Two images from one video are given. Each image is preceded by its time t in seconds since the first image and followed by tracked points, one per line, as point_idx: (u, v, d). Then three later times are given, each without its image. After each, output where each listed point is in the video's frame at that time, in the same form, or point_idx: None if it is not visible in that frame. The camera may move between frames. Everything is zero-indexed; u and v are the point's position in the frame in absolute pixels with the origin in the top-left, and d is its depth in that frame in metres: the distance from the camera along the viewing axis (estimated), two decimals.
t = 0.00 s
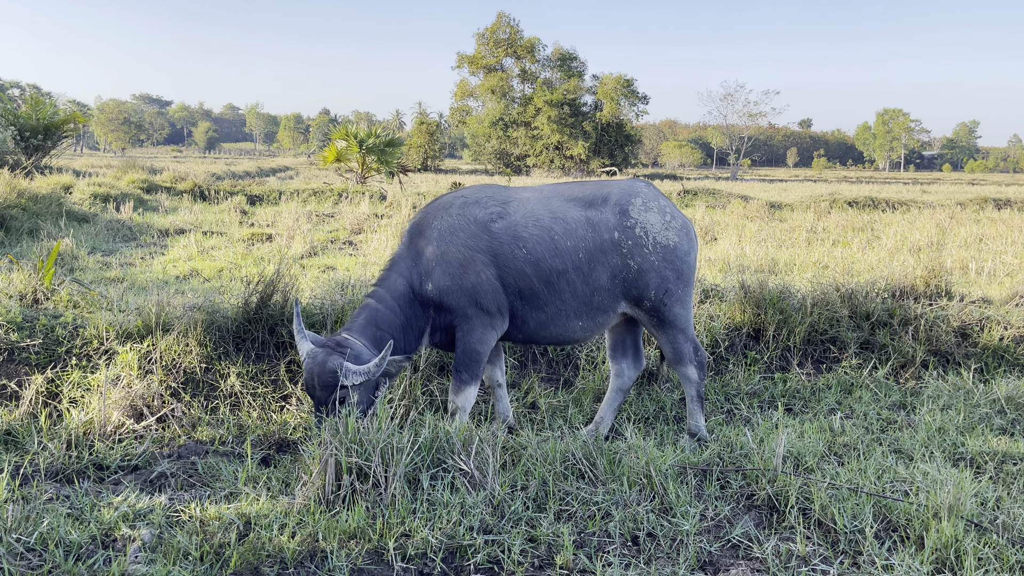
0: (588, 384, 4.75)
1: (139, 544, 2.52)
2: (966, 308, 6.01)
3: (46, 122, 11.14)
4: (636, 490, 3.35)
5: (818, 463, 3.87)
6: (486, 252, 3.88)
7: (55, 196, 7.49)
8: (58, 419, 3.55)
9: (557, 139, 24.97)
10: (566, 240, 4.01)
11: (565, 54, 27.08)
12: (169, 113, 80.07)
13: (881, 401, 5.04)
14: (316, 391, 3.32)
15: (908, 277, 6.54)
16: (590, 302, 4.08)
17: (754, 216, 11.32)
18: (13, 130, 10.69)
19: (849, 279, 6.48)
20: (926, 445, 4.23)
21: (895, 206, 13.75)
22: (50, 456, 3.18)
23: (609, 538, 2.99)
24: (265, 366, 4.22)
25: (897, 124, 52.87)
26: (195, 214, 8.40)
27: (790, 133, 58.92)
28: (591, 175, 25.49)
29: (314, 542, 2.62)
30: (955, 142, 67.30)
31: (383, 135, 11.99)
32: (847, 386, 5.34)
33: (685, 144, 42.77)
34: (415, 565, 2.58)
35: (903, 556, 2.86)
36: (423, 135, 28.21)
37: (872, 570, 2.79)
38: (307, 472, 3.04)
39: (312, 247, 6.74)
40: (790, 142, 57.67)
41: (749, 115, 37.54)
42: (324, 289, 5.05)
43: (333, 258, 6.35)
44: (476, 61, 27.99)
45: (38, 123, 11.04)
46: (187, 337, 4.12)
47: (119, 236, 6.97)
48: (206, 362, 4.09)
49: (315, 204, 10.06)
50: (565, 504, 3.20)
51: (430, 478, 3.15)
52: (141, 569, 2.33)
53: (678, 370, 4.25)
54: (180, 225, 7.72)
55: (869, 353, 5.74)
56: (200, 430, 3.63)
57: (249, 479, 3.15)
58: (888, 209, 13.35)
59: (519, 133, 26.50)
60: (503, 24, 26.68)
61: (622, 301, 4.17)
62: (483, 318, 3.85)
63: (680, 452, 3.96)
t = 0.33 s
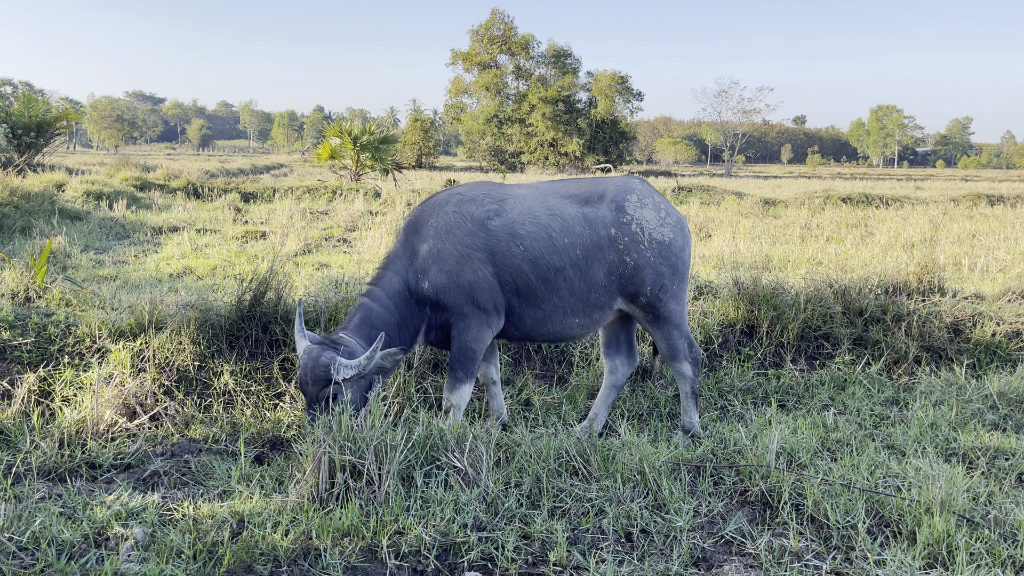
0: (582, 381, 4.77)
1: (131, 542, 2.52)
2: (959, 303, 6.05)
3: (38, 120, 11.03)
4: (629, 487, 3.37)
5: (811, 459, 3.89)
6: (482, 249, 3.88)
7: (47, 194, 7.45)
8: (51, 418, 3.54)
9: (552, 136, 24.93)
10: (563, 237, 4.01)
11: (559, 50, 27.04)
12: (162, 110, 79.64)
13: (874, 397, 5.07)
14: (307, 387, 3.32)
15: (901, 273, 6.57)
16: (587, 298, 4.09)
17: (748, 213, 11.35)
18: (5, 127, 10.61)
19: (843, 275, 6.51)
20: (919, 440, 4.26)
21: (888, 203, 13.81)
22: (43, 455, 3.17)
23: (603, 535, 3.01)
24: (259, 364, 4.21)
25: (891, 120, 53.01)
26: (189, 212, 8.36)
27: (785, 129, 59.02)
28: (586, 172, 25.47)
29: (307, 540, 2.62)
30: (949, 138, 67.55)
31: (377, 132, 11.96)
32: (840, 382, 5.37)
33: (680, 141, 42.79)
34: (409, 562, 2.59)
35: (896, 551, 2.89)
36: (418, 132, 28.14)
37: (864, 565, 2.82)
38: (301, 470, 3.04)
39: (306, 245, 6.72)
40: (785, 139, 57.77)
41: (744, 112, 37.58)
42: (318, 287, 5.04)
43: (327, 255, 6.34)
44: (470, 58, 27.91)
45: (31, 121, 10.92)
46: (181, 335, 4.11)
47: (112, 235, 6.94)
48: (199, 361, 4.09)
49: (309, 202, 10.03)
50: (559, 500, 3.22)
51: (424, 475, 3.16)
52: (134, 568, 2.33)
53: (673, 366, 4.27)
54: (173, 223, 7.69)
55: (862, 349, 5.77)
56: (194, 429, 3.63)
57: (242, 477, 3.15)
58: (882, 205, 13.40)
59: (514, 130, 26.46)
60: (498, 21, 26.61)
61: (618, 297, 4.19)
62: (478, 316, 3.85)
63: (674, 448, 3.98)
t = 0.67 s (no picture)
0: (573, 376, 4.79)
1: (121, 538, 2.52)
2: (948, 299, 6.11)
3: (28, 116, 10.89)
4: (620, 482, 3.39)
5: (801, 454, 3.93)
6: (475, 244, 3.89)
7: (37, 191, 7.40)
8: (40, 415, 3.53)
9: (545, 132, 24.90)
10: (555, 232, 4.03)
11: (552, 47, 27.00)
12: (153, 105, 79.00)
13: (864, 392, 5.13)
14: (300, 375, 3.29)
15: (891, 269, 6.63)
16: (578, 294, 4.11)
17: (740, 209, 11.40)
18: None
19: (833, 271, 6.56)
20: (908, 435, 4.31)
21: (879, 199, 13.89)
22: (32, 452, 3.16)
23: (594, 529, 3.04)
24: (250, 360, 4.21)
25: (882, 117, 53.30)
26: (180, 209, 8.32)
27: (778, 126, 59.20)
28: (579, 169, 25.46)
29: (298, 536, 2.63)
30: (940, 135, 67.96)
31: (369, 128, 11.92)
32: (830, 377, 5.42)
33: (673, 137, 42.86)
34: (400, 557, 2.60)
35: (884, 545, 2.92)
36: (410, 128, 28.04)
37: (852, 559, 2.85)
38: (291, 465, 3.05)
39: (298, 241, 6.71)
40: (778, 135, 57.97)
41: (737, 109, 37.68)
42: (309, 283, 5.03)
43: (318, 251, 6.33)
44: (462, 54, 27.82)
45: (20, 117, 10.81)
46: (171, 331, 4.10)
47: (103, 231, 6.89)
48: (190, 357, 4.08)
49: (301, 198, 9.99)
50: (550, 496, 3.24)
51: (415, 471, 3.17)
52: (123, 564, 2.34)
53: (664, 361, 4.30)
54: (164, 219, 7.65)
55: (852, 345, 5.82)
56: (184, 425, 3.62)
57: (233, 473, 3.15)
58: (873, 202, 13.48)
59: (506, 127, 26.41)
60: (490, 17, 26.53)
61: (610, 292, 4.20)
62: (470, 311, 3.86)
63: (664, 443, 4.01)
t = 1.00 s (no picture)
0: (563, 371, 4.82)
1: (109, 533, 2.53)
2: (935, 296, 6.18)
3: (17, 110, 10.58)
4: (608, 476, 3.43)
5: (787, 449, 3.98)
6: (465, 240, 3.90)
7: (26, 184, 7.33)
8: (28, 409, 3.52)
9: (537, 128, 24.86)
10: (544, 228, 4.04)
11: (545, 42, 26.94)
12: (144, 98, 78.26)
13: (851, 387, 5.18)
14: (299, 373, 3.31)
15: (880, 265, 6.69)
16: (568, 289, 4.13)
17: (731, 206, 11.45)
18: None
19: (822, 268, 6.62)
20: (894, 430, 4.36)
21: (870, 196, 13.98)
22: (20, 446, 3.15)
23: (581, 523, 3.07)
24: (239, 355, 4.20)
25: (874, 114, 53.55)
26: (170, 203, 8.27)
27: (771, 123, 59.37)
28: (572, 164, 25.45)
29: (286, 530, 2.64)
30: (931, 132, 68.37)
31: (361, 123, 11.86)
32: (818, 373, 5.48)
33: (667, 134, 42.90)
34: (388, 551, 2.62)
35: (868, 539, 2.97)
36: (403, 123, 27.92)
37: (837, 553, 2.89)
38: (280, 460, 3.06)
39: (289, 236, 6.69)
40: (771, 132, 58.16)
41: (730, 105, 37.74)
42: (299, 278, 5.03)
43: (309, 246, 6.32)
44: (455, 49, 27.69)
45: (8, 110, 10.51)
46: (160, 325, 4.09)
47: (92, 225, 6.85)
48: (179, 351, 4.08)
49: (292, 193, 9.95)
50: (538, 490, 3.27)
51: (404, 465, 3.18)
52: (111, 558, 2.35)
53: (653, 357, 4.33)
54: (154, 213, 7.60)
55: (840, 340, 5.89)
56: (173, 419, 3.62)
57: (221, 468, 3.16)
58: (863, 199, 13.56)
59: (499, 122, 26.33)
60: (483, 12, 26.41)
61: (599, 288, 4.23)
62: (461, 307, 3.87)
63: (653, 438, 4.05)
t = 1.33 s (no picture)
0: (557, 368, 4.83)
1: (100, 528, 2.52)
2: (928, 295, 6.21)
3: (11, 102, 10.43)
4: (601, 474, 3.44)
5: (780, 447, 4.00)
6: (460, 236, 3.89)
7: (19, 177, 7.29)
8: (20, 403, 3.51)
9: (534, 125, 24.80)
10: (540, 225, 4.04)
11: (543, 39, 26.87)
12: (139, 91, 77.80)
13: (844, 386, 5.21)
14: (288, 360, 3.30)
15: (874, 265, 6.71)
16: (563, 287, 4.13)
17: (726, 204, 11.47)
18: None
19: (816, 267, 6.64)
20: (886, 429, 4.38)
21: (865, 195, 14.02)
22: (11, 440, 3.14)
23: (573, 521, 3.08)
24: (232, 350, 4.20)
25: (870, 114, 53.64)
26: (164, 197, 8.24)
27: (768, 121, 59.42)
28: (568, 162, 25.42)
29: (278, 525, 2.64)
30: (927, 133, 68.54)
31: (357, 118, 11.82)
32: (811, 371, 5.51)
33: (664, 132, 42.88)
34: (380, 547, 2.63)
35: (859, 537, 2.99)
36: (399, 119, 27.85)
37: (827, 551, 2.91)
38: (272, 456, 3.06)
39: (283, 232, 6.67)
40: (768, 131, 58.21)
41: (726, 104, 37.76)
42: (293, 273, 5.02)
43: (303, 242, 6.31)
44: (452, 45, 27.60)
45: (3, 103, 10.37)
46: (153, 320, 4.08)
47: (86, 219, 6.81)
48: (171, 346, 4.07)
49: (287, 188, 9.92)
50: (531, 487, 3.28)
51: (396, 462, 3.19)
52: (102, 553, 2.34)
53: (646, 354, 4.34)
54: (148, 208, 7.57)
55: (834, 339, 5.92)
56: (165, 415, 3.61)
57: (213, 463, 3.15)
58: (858, 198, 13.58)
59: (496, 118, 26.25)
60: (480, 8, 26.33)
61: (594, 286, 4.24)
62: (455, 302, 3.87)
63: (646, 436, 4.06)
